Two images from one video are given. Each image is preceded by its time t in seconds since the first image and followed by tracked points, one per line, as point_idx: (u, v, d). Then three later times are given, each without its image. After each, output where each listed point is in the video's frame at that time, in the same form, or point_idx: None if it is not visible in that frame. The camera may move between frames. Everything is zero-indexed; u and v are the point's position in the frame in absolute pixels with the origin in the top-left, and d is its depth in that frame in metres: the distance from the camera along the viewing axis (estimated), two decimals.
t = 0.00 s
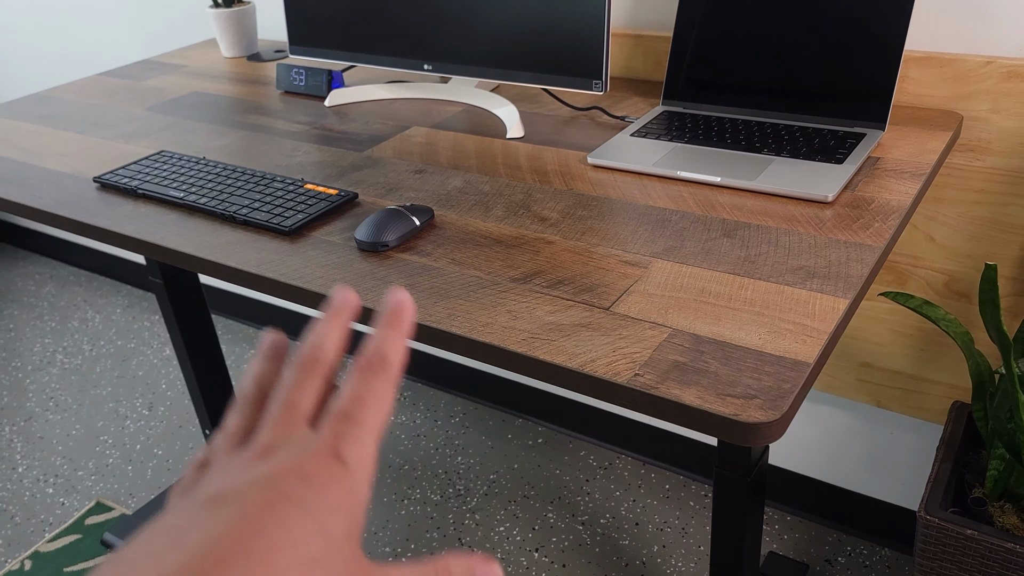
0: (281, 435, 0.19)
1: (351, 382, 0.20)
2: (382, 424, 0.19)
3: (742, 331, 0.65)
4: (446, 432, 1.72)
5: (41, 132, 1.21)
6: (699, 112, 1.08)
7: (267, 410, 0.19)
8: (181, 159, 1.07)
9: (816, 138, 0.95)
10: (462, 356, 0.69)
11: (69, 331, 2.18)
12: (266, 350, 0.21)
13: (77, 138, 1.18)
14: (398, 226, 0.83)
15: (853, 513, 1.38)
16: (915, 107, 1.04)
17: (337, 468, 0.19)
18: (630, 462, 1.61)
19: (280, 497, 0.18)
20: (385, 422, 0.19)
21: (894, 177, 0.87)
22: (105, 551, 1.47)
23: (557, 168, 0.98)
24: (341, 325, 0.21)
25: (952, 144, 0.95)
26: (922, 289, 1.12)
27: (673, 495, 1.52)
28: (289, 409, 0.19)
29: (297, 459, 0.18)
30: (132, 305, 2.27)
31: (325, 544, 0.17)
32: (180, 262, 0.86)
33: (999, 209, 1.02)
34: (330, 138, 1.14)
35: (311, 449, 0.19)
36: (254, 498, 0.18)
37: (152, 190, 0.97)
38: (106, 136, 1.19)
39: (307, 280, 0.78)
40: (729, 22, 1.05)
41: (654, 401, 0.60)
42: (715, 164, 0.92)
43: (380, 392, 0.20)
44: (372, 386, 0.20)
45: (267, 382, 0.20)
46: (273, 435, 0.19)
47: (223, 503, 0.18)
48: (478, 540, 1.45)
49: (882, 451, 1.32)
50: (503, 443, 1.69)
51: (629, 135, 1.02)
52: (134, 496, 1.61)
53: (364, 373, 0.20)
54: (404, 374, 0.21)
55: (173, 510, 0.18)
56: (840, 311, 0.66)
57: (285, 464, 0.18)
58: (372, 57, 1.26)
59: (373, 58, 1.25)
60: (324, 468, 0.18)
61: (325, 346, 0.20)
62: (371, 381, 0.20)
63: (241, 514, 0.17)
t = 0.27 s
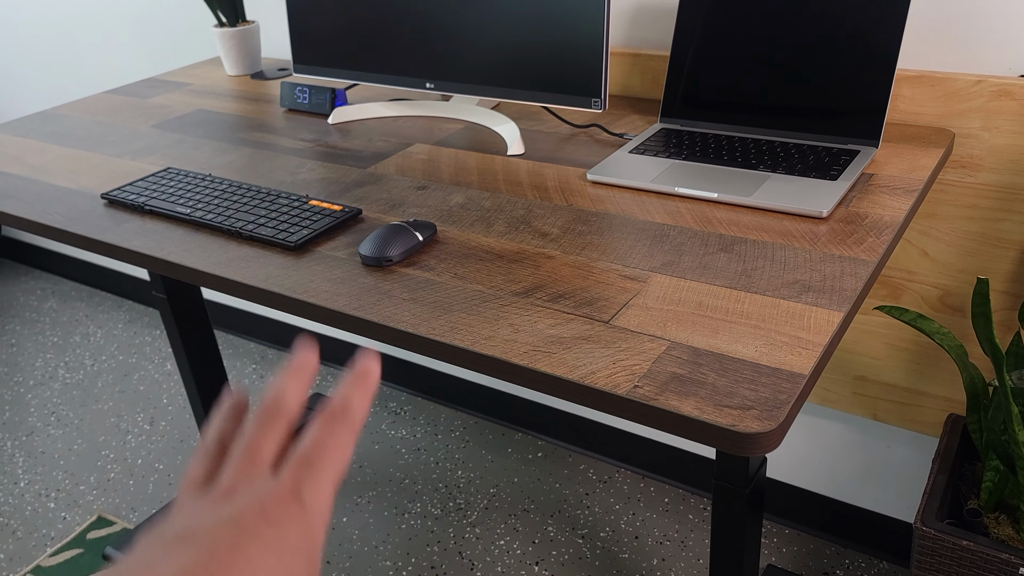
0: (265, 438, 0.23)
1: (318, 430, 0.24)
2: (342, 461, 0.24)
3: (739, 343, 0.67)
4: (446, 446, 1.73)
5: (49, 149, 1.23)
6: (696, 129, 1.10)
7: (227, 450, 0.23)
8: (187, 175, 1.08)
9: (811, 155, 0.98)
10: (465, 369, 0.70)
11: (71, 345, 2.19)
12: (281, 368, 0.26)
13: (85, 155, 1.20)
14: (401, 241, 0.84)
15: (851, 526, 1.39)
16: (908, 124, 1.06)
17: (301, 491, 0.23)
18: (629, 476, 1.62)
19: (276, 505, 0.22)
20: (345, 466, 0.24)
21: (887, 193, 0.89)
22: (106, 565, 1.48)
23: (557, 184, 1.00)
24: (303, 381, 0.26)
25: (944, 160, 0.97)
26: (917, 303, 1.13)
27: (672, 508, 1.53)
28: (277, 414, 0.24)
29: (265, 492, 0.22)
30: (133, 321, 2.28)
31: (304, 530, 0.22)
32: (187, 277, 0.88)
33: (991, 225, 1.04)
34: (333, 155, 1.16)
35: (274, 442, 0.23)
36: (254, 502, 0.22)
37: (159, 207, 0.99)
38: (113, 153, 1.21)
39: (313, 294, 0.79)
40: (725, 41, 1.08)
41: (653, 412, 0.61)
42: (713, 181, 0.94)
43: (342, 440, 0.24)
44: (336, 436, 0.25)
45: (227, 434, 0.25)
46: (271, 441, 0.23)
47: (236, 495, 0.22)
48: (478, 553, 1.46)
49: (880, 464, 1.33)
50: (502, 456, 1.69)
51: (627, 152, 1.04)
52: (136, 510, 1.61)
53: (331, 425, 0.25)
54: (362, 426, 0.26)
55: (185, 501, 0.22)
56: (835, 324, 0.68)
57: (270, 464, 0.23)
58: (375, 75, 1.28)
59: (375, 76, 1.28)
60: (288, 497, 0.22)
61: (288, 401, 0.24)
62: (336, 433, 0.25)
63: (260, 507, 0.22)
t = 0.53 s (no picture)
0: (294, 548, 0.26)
1: (350, 533, 0.27)
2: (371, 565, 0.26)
3: (733, 350, 0.67)
4: (442, 456, 1.73)
5: (45, 159, 1.23)
6: (691, 138, 1.11)
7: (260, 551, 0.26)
8: (183, 185, 1.09)
9: (804, 164, 0.98)
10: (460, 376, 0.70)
11: (65, 356, 2.18)
12: (312, 469, 0.29)
13: (80, 165, 1.20)
14: (397, 249, 0.85)
15: (847, 536, 1.39)
16: (901, 133, 1.07)
17: None
18: (625, 486, 1.62)
19: None
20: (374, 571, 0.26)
21: (879, 202, 0.90)
22: None
23: (552, 193, 1.00)
24: (333, 485, 0.28)
25: (936, 169, 0.98)
26: (911, 311, 1.14)
27: (668, 518, 1.53)
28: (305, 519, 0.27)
29: None
30: (128, 331, 2.28)
31: None
32: (182, 285, 0.88)
33: (984, 233, 1.05)
34: (329, 164, 1.16)
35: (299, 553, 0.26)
36: None
37: (154, 216, 0.99)
38: (109, 163, 1.21)
39: (308, 302, 0.79)
40: (719, 52, 1.08)
41: (647, 419, 0.61)
42: (707, 190, 0.95)
43: (374, 545, 0.26)
44: (367, 540, 0.26)
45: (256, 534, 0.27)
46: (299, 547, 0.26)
47: None
48: (474, 564, 1.45)
49: (875, 472, 1.33)
50: (498, 466, 1.69)
51: (622, 161, 1.05)
52: (130, 522, 1.61)
53: (362, 529, 0.27)
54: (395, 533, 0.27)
55: None
56: (828, 331, 0.68)
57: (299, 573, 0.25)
58: (371, 85, 1.28)
59: (371, 86, 1.28)
60: None
61: (317, 505, 0.27)
62: (368, 537, 0.27)
63: None
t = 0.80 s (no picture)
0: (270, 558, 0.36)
1: (318, 553, 0.37)
2: None
3: (733, 358, 0.67)
4: (439, 464, 1.72)
5: (41, 166, 1.23)
6: (689, 145, 1.11)
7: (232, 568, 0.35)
8: (179, 192, 1.08)
9: (803, 170, 0.98)
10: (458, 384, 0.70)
11: (61, 364, 2.17)
12: (274, 499, 0.39)
13: (77, 172, 1.20)
14: (394, 257, 0.84)
15: (846, 542, 1.38)
16: (898, 140, 1.07)
17: None
18: (623, 493, 1.61)
19: None
20: None
21: (878, 208, 0.90)
22: None
23: (550, 200, 1.00)
24: (289, 512, 0.38)
25: (935, 175, 0.98)
26: (910, 317, 1.14)
27: (666, 525, 1.52)
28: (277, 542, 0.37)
29: None
30: (124, 338, 2.27)
31: None
32: (178, 293, 0.88)
33: (983, 239, 1.05)
34: (326, 171, 1.16)
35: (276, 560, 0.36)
36: None
37: (151, 223, 0.99)
38: (104, 170, 1.20)
39: (305, 310, 0.79)
40: (716, 58, 1.08)
41: (647, 427, 0.61)
42: (705, 196, 0.95)
43: (333, 563, 0.37)
44: (328, 557, 0.37)
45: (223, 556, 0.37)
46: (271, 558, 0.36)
47: None
48: (472, 572, 1.44)
49: (874, 478, 1.33)
50: (496, 473, 1.68)
51: (620, 168, 1.05)
52: (125, 530, 1.59)
53: (329, 547, 0.37)
54: (354, 552, 0.38)
55: None
56: (828, 338, 0.68)
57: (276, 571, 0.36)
58: (368, 92, 1.28)
59: (368, 93, 1.28)
60: None
61: (280, 531, 0.37)
62: (331, 556, 0.37)
63: None
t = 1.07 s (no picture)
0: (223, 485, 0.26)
1: (277, 471, 0.26)
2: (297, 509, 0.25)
3: (731, 360, 0.66)
4: (435, 466, 1.71)
5: (34, 168, 1.22)
6: (685, 146, 1.11)
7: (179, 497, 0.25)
8: (173, 194, 1.07)
9: (800, 171, 0.98)
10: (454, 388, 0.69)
11: (54, 367, 2.16)
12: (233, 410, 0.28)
13: (70, 174, 1.19)
14: (390, 259, 0.84)
15: (842, 544, 1.38)
16: (895, 141, 1.07)
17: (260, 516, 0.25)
18: (620, 495, 1.61)
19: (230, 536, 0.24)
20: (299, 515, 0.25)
21: (875, 209, 0.89)
22: None
23: (546, 202, 0.99)
24: (251, 426, 0.28)
25: (931, 176, 0.98)
26: (907, 318, 1.13)
27: (663, 527, 1.52)
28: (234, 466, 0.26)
29: (215, 539, 0.24)
30: (118, 341, 2.26)
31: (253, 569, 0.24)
32: (172, 296, 0.87)
33: (979, 241, 1.05)
34: (321, 173, 1.15)
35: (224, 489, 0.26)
36: (199, 548, 0.24)
37: (144, 225, 0.98)
38: (98, 172, 1.20)
39: (300, 313, 0.78)
40: (712, 59, 1.08)
41: (645, 431, 0.60)
42: (702, 198, 0.94)
43: (301, 485, 0.26)
44: (294, 478, 0.26)
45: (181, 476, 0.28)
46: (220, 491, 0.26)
47: (182, 541, 0.24)
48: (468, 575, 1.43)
49: (870, 480, 1.33)
50: (492, 476, 1.68)
51: (616, 169, 1.04)
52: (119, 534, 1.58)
53: (290, 466, 0.26)
54: (323, 470, 0.27)
55: (134, 549, 0.24)
56: (826, 341, 0.67)
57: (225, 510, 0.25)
58: (363, 93, 1.28)
59: (363, 94, 1.27)
60: (236, 546, 0.24)
61: (237, 449, 0.27)
62: (294, 474, 0.26)
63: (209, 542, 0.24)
